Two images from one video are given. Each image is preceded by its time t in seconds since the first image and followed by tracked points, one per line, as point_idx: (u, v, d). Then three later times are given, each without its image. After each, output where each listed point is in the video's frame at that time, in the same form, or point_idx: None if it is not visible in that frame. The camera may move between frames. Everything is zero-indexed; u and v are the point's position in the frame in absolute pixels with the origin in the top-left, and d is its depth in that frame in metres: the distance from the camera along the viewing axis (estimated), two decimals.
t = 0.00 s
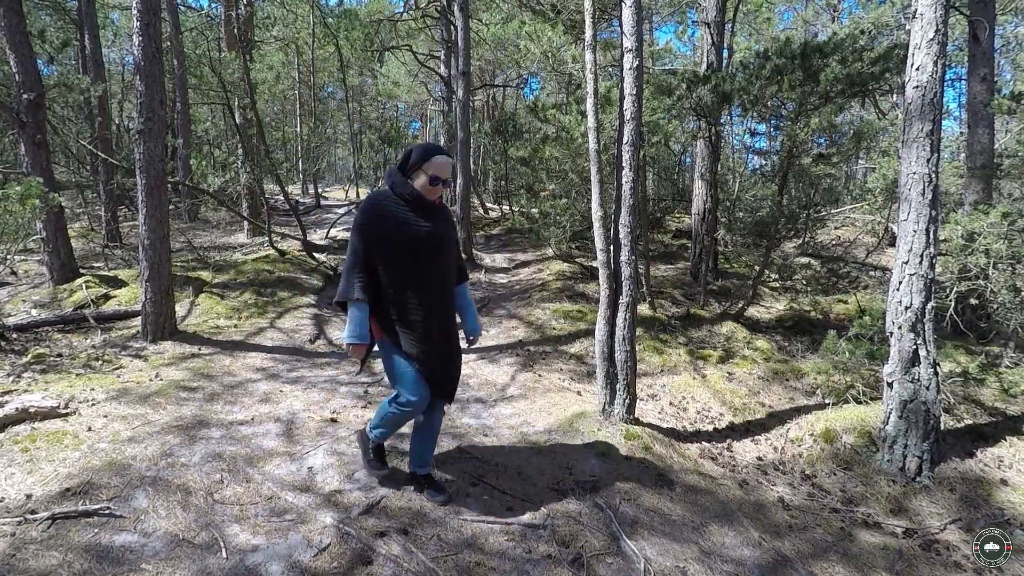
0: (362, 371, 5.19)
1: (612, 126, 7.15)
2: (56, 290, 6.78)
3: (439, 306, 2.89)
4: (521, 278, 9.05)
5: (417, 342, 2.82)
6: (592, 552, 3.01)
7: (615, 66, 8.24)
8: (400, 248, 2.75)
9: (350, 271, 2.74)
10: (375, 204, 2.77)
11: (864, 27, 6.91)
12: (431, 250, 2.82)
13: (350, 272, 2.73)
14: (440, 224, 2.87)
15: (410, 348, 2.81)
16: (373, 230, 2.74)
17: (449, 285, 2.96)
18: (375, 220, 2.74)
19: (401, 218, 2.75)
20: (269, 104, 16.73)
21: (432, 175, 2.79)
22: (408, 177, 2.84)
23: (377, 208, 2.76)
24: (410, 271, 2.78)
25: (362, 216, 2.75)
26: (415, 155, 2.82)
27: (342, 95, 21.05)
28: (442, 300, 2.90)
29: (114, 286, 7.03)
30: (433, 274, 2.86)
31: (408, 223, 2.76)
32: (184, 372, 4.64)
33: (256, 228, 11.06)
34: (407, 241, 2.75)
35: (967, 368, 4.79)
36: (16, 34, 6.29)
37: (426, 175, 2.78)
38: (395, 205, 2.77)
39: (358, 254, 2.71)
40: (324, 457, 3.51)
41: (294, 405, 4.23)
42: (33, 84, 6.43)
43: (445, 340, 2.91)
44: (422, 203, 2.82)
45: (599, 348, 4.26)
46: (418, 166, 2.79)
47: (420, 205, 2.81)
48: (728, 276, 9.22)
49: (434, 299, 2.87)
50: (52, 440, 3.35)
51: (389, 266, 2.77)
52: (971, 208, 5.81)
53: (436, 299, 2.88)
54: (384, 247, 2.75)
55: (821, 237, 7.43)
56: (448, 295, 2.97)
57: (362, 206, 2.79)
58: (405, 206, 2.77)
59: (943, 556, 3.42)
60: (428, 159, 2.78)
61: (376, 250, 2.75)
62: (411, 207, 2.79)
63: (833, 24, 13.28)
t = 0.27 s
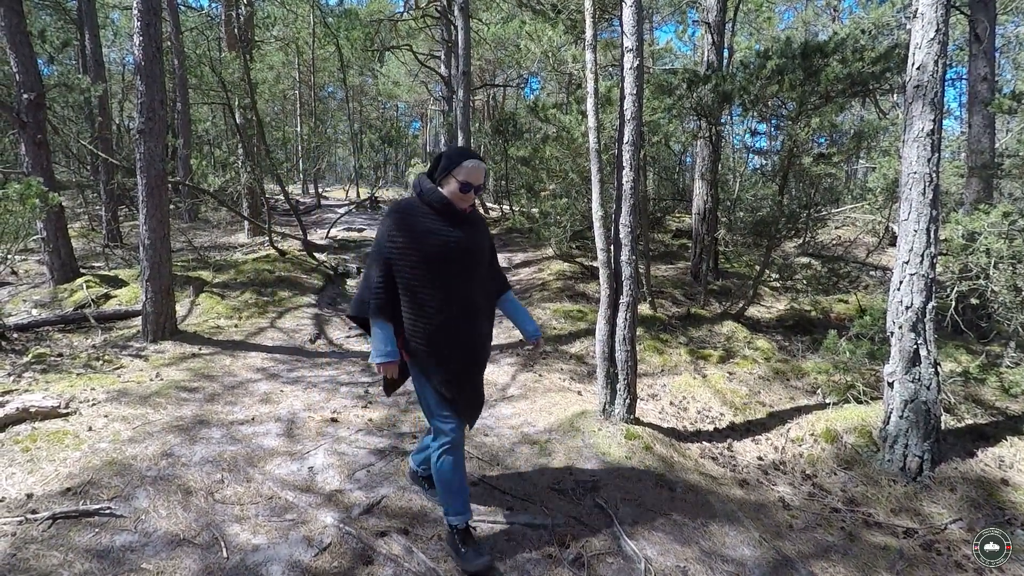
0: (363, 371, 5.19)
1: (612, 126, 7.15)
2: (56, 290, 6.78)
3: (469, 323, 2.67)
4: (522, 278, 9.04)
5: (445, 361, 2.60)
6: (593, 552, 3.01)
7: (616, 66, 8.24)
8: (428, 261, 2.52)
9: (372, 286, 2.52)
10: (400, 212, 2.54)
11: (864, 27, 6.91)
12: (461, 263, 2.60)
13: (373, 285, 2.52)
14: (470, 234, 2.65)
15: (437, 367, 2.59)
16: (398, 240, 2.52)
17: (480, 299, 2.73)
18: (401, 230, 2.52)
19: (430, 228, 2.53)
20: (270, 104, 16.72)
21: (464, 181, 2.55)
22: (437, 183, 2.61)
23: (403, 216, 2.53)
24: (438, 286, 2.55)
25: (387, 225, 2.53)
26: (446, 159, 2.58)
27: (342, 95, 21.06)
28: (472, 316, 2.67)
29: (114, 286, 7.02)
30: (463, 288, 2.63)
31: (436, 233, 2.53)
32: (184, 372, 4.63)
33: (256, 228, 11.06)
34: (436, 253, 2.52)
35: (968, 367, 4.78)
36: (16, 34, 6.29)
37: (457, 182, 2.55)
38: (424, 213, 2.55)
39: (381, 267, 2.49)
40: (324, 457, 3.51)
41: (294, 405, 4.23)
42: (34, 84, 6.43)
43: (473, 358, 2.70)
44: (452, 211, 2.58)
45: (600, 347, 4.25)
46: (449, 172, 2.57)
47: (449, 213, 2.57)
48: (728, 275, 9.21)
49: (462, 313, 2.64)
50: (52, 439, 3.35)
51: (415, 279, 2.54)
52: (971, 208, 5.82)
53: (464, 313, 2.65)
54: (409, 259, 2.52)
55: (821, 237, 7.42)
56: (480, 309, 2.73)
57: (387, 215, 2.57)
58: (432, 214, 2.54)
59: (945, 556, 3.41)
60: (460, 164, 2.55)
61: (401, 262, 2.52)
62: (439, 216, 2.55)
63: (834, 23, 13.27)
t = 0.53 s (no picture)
0: (363, 371, 5.19)
1: (613, 126, 7.15)
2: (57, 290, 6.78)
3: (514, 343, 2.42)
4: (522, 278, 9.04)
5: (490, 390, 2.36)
6: (594, 552, 3.00)
7: (616, 66, 8.25)
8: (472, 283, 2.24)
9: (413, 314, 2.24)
10: (436, 229, 2.23)
11: (864, 27, 6.91)
12: (504, 282, 2.32)
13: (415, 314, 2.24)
14: (511, 249, 2.36)
15: (481, 398, 2.36)
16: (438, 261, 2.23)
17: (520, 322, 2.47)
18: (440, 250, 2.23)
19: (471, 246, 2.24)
20: (270, 105, 16.73)
21: (504, 190, 2.26)
22: (472, 193, 2.32)
23: (441, 234, 2.23)
24: (483, 310, 2.30)
25: (423, 245, 2.23)
26: (481, 165, 2.28)
27: (343, 95, 21.07)
28: (517, 338, 2.43)
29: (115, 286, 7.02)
30: (507, 308, 2.37)
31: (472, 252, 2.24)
32: (185, 373, 4.63)
33: (256, 229, 11.05)
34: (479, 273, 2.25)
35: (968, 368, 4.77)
36: (17, 34, 6.30)
37: (496, 191, 2.25)
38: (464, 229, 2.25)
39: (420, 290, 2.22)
40: (325, 457, 3.51)
41: (295, 406, 4.23)
42: (35, 84, 6.44)
43: (520, 382, 2.46)
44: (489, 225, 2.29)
45: (600, 348, 4.25)
46: (486, 179, 2.26)
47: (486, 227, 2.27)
48: (729, 276, 9.20)
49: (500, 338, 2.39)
50: (54, 440, 3.35)
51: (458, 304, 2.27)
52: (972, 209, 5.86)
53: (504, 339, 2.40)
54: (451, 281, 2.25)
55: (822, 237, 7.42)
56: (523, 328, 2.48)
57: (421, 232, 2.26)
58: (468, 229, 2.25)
59: (946, 556, 3.41)
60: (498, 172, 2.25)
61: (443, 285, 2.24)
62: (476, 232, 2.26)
63: (834, 23, 13.26)
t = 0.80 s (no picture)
0: (364, 371, 5.19)
1: (613, 125, 7.15)
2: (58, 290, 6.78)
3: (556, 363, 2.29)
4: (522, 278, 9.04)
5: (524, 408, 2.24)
6: (595, 552, 2.99)
7: (617, 66, 8.25)
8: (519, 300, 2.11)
9: (458, 333, 2.06)
10: (482, 243, 2.07)
11: (865, 26, 6.91)
12: (549, 300, 2.21)
13: (458, 334, 2.06)
14: (553, 264, 2.25)
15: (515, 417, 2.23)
16: (484, 275, 2.06)
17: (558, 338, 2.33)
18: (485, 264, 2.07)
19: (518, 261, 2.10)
20: (270, 105, 16.72)
21: (553, 203, 2.15)
22: (517, 206, 2.18)
23: (487, 246, 2.07)
24: (529, 329, 2.16)
25: (468, 260, 2.07)
26: (526, 176, 2.17)
27: (343, 95, 21.06)
28: (558, 358, 2.29)
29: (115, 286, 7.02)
30: (551, 328, 2.24)
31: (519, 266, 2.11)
32: (186, 372, 4.64)
33: (256, 229, 11.05)
34: (527, 290, 2.12)
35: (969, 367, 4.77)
36: (18, 34, 6.30)
37: (545, 204, 2.15)
38: (511, 243, 2.11)
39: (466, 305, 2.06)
40: (325, 457, 3.51)
41: (295, 405, 4.23)
42: (35, 84, 6.44)
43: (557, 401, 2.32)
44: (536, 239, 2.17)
45: (601, 348, 4.25)
46: (534, 190, 2.15)
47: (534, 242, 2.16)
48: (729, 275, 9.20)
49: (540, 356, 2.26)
50: (55, 439, 3.35)
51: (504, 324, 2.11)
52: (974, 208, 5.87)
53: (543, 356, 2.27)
54: (498, 297, 2.10)
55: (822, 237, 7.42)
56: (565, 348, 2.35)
57: (464, 246, 2.10)
58: (516, 244, 2.11)
59: (946, 556, 3.41)
60: (546, 183, 2.15)
61: (488, 303, 2.08)
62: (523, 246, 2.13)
63: (835, 23, 13.26)
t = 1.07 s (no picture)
0: (364, 371, 5.19)
1: (613, 125, 7.15)
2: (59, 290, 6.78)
3: (616, 385, 2.03)
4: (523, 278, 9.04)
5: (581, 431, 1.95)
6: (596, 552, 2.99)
7: (617, 66, 8.26)
8: (575, 314, 1.85)
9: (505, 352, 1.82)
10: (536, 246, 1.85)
11: (865, 26, 6.91)
12: (610, 314, 1.93)
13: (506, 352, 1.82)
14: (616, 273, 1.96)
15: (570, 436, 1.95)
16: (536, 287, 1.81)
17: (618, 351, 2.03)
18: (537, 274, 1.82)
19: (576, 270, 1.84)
20: (270, 104, 16.71)
21: (613, 204, 1.89)
22: (573, 208, 1.93)
23: (539, 254, 1.83)
24: (585, 347, 1.90)
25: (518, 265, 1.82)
26: (583, 175, 1.91)
27: (343, 94, 21.05)
28: (618, 379, 2.02)
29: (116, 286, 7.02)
30: (610, 345, 1.96)
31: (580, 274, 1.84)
32: (186, 372, 4.64)
33: (257, 229, 11.04)
34: (585, 303, 1.86)
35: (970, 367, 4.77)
36: (19, 33, 6.30)
37: (603, 205, 1.89)
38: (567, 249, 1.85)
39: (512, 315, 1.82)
40: (325, 456, 3.51)
41: (296, 405, 4.23)
42: (35, 84, 6.44)
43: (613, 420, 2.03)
44: (597, 245, 1.89)
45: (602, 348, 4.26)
46: (591, 191, 1.89)
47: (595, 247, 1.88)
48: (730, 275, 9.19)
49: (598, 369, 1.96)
50: (55, 439, 3.35)
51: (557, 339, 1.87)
52: (974, 207, 5.88)
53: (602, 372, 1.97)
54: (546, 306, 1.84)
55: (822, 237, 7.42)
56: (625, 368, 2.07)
57: (512, 252, 1.86)
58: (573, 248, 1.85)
59: (947, 556, 3.40)
60: (604, 183, 1.89)
61: (541, 317, 1.83)
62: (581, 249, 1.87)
63: (836, 23, 13.26)
